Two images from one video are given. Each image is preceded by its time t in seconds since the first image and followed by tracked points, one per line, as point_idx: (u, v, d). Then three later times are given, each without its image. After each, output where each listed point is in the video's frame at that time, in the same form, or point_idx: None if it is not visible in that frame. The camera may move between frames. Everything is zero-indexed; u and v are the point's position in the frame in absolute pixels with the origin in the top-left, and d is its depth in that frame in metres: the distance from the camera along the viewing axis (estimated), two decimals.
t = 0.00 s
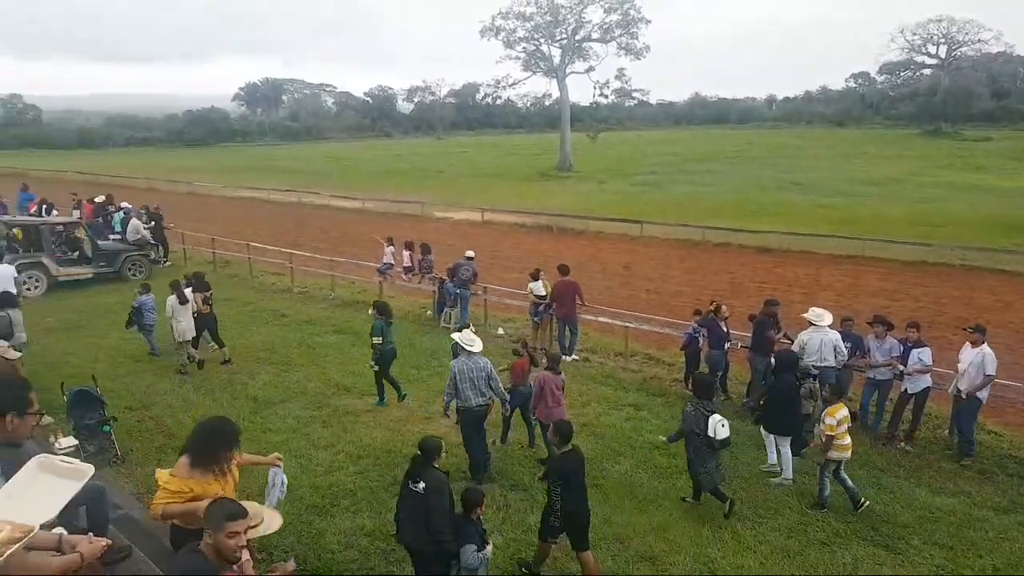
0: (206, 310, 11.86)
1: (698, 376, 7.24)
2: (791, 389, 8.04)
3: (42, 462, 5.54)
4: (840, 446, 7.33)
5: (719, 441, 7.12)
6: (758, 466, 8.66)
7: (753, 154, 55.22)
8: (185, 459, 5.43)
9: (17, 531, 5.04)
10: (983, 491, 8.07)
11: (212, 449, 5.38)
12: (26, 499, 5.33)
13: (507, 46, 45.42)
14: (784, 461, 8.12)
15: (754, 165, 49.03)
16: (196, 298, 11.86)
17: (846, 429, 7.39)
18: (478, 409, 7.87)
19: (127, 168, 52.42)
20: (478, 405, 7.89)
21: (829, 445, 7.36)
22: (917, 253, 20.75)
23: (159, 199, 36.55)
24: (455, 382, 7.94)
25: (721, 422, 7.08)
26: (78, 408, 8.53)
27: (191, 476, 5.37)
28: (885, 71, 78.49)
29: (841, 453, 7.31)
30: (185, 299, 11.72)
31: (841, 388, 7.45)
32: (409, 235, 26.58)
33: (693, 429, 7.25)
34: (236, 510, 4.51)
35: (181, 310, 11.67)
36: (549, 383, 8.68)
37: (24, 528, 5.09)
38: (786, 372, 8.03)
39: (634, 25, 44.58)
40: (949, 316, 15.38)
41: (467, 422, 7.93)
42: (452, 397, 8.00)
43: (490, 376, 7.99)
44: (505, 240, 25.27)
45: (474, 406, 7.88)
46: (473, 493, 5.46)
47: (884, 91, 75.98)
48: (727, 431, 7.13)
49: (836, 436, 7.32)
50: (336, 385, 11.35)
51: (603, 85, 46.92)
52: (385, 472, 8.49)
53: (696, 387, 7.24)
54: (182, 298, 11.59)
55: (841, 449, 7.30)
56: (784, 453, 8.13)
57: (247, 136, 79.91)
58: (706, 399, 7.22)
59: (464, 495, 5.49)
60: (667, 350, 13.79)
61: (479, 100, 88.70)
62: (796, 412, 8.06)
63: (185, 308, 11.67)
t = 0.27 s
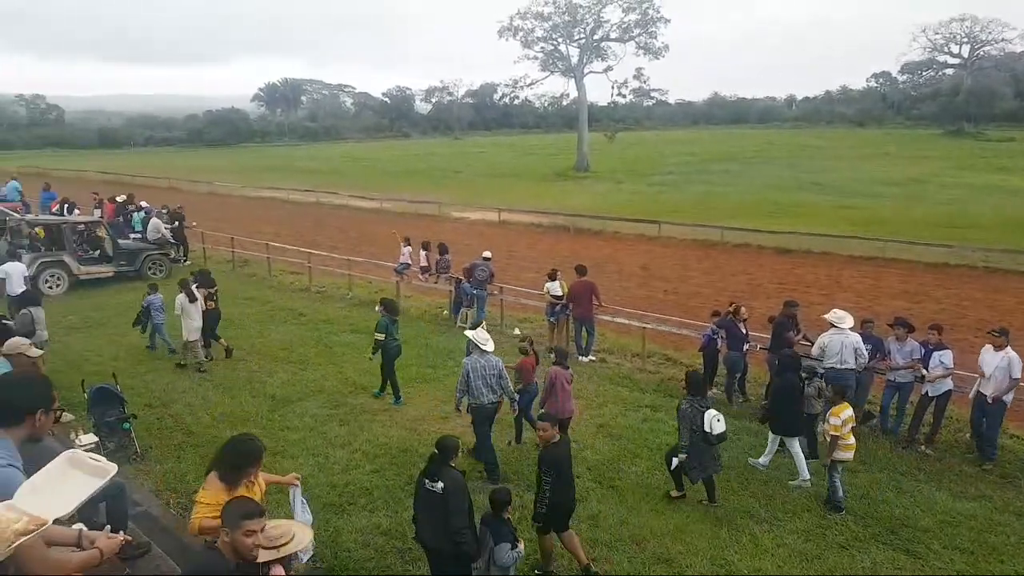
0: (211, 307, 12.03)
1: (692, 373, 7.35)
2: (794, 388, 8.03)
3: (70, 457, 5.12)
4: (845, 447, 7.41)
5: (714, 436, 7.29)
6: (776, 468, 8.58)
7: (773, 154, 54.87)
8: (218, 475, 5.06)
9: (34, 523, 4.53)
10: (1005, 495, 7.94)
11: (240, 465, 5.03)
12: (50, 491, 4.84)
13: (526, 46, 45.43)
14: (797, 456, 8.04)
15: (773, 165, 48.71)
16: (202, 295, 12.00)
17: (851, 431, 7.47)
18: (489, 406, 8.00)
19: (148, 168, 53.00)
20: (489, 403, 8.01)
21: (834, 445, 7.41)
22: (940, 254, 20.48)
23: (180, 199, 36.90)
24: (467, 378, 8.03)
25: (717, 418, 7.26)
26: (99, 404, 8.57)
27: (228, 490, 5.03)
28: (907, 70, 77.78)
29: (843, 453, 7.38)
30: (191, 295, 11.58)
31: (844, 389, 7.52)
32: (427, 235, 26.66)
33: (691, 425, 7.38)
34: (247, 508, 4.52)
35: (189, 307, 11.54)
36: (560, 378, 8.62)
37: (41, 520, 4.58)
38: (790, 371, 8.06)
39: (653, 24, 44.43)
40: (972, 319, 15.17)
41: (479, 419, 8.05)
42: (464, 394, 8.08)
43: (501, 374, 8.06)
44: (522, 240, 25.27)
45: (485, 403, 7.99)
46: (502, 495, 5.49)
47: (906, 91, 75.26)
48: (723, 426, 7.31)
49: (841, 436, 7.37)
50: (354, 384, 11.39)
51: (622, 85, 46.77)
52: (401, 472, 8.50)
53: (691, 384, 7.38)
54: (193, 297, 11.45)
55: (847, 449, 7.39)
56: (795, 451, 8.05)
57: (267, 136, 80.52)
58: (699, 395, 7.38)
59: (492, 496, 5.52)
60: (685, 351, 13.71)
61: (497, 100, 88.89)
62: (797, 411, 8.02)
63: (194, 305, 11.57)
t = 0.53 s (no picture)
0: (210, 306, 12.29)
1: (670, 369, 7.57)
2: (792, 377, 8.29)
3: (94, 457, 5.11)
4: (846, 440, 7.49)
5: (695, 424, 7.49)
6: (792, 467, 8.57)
7: (787, 152, 54.65)
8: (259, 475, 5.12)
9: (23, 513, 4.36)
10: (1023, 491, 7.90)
11: (284, 461, 5.19)
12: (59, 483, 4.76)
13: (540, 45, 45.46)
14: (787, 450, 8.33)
15: (788, 163, 48.52)
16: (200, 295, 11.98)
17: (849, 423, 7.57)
18: (496, 399, 8.17)
19: (165, 169, 53.52)
20: (496, 394, 8.19)
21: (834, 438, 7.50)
22: (956, 251, 20.34)
23: (197, 200, 37.25)
24: (477, 369, 8.25)
25: (695, 407, 7.45)
26: (115, 406, 8.68)
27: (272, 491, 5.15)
28: (923, 67, 77.28)
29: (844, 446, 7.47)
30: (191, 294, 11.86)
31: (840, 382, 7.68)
32: (441, 235, 26.76)
33: (670, 414, 7.55)
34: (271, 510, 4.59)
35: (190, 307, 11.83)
36: (564, 376, 8.53)
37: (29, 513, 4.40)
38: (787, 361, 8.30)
39: (667, 22, 44.34)
40: (990, 316, 15.07)
41: (483, 411, 8.22)
42: (472, 386, 8.28)
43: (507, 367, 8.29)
44: (536, 239, 25.31)
45: (494, 395, 8.17)
46: (539, 488, 5.56)
47: (922, 88, 74.79)
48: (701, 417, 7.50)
49: (841, 429, 7.47)
50: (369, 384, 11.49)
51: (636, 83, 46.70)
52: (417, 471, 8.57)
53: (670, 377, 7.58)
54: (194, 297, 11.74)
55: (847, 442, 7.47)
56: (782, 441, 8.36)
57: (282, 137, 81.05)
58: (679, 386, 7.57)
59: (532, 489, 5.59)
60: (700, 350, 13.69)
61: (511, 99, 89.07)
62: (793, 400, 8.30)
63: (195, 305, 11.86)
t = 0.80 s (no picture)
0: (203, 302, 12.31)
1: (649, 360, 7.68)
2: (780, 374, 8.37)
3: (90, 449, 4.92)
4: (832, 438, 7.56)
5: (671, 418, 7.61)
6: (796, 466, 8.56)
7: (791, 151, 54.63)
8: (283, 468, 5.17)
9: (3, 506, 4.24)
10: None
11: (311, 459, 5.23)
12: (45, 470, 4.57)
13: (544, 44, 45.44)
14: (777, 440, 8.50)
15: (792, 162, 48.51)
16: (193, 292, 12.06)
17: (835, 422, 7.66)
18: (494, 392, 8.36)
19: (170, 167, 53.62)
20: (496, 388, 8.37)
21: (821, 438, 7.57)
22: (960, 251, 20.31)
23: (201, 198, 37.29)
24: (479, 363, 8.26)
25: (672, 402, 7.58)
26: (118, 403, 8.69)
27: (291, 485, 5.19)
28: (927, 67, 77.19)
29: (831, 444, 7.52)
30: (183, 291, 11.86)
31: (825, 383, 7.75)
32: (444, 233, 26.78)
33: (647, 409, 7.70)
34: (279, 512, 4.58)
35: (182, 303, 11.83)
36: (553, 371, 8.71)
37: (11, 504, 4.28)
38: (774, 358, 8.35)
39: (672, 21, 44.28)
40: (994, 316, 15.06)
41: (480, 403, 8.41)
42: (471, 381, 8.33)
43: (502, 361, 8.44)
44: (540, 238, 25.31)
45: (494, 388, 8.35)
46: (565, 488, 5.58)
47: (926, 88, 74.71)
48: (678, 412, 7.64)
49: (827, 429, 7.53)
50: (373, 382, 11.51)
51: (640, 82, 46.65)
52: (419, 470, 8.59)
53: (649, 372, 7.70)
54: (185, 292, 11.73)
55: (833, 441, 7.53)
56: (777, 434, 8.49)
57: (286, 135, 81.13)
58: (657, 380, 7.68)
59: (559, 488, 5.60)
60: (704, 349, 13.69)
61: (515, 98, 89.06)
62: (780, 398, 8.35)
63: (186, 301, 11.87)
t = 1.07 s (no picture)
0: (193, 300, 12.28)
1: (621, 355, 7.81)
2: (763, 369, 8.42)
3: (83, 443, 4.97)
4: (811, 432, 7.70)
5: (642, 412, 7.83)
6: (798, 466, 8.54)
7: (792, 151, 54.66)
8: (289, 462, 5.27)
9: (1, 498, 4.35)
10: None
11: (320, 454, 5.33)
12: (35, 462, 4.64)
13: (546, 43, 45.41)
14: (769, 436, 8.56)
15: (793, 161, 48.58)
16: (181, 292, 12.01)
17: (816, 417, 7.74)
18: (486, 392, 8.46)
19: (171, 166, 53.63)
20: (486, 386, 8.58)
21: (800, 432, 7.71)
22: (961, 251, 20.30)
23: (202, 196, 37.30)
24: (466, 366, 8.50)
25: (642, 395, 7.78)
26: (118, 402, 8.66)
27: (298, 479, 5.25)
28: (929, 66, 77.24)
29: (809, 439, 7.67)
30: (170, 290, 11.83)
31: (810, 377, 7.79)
32: (445, 232, 26.79)
33: (620, 402, 7.96)
34: (283, 510, 4.60)
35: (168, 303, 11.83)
36: (543, 367, 8.81)
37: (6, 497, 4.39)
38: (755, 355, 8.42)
39: (673, 21, 44.25)
40: (993, 316, 15.05)
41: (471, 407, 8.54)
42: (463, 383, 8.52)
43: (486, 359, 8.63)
44: (541, 237, 25.31)
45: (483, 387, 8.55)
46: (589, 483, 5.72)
47: (927, 87, 74.76)
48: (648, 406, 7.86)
49: (808, 423, 7.65)
50: (373, 381, 11.52)
51: (641, 82, 46.66)
52: (420, 469, 8.59)
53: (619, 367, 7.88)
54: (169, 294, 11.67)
55: (812, 435, 7.67)
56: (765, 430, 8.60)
57: (287, 134, 81.27)
58: (628, 374, 7.94)
59: (582, 481, 5.75)
60: (704, 349, 13.70)
61: (516, 97, 89.27)
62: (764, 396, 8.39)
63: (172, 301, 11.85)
